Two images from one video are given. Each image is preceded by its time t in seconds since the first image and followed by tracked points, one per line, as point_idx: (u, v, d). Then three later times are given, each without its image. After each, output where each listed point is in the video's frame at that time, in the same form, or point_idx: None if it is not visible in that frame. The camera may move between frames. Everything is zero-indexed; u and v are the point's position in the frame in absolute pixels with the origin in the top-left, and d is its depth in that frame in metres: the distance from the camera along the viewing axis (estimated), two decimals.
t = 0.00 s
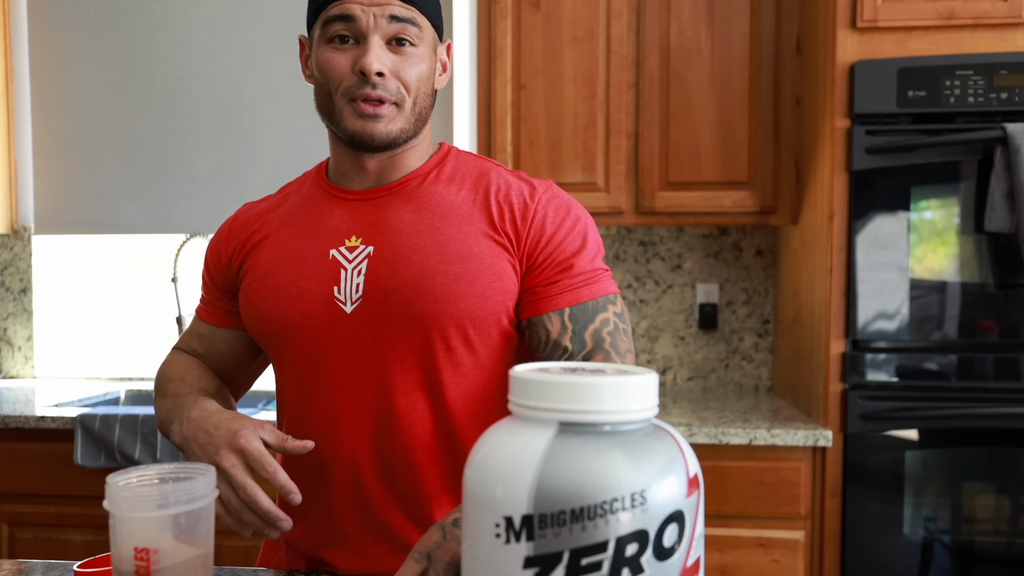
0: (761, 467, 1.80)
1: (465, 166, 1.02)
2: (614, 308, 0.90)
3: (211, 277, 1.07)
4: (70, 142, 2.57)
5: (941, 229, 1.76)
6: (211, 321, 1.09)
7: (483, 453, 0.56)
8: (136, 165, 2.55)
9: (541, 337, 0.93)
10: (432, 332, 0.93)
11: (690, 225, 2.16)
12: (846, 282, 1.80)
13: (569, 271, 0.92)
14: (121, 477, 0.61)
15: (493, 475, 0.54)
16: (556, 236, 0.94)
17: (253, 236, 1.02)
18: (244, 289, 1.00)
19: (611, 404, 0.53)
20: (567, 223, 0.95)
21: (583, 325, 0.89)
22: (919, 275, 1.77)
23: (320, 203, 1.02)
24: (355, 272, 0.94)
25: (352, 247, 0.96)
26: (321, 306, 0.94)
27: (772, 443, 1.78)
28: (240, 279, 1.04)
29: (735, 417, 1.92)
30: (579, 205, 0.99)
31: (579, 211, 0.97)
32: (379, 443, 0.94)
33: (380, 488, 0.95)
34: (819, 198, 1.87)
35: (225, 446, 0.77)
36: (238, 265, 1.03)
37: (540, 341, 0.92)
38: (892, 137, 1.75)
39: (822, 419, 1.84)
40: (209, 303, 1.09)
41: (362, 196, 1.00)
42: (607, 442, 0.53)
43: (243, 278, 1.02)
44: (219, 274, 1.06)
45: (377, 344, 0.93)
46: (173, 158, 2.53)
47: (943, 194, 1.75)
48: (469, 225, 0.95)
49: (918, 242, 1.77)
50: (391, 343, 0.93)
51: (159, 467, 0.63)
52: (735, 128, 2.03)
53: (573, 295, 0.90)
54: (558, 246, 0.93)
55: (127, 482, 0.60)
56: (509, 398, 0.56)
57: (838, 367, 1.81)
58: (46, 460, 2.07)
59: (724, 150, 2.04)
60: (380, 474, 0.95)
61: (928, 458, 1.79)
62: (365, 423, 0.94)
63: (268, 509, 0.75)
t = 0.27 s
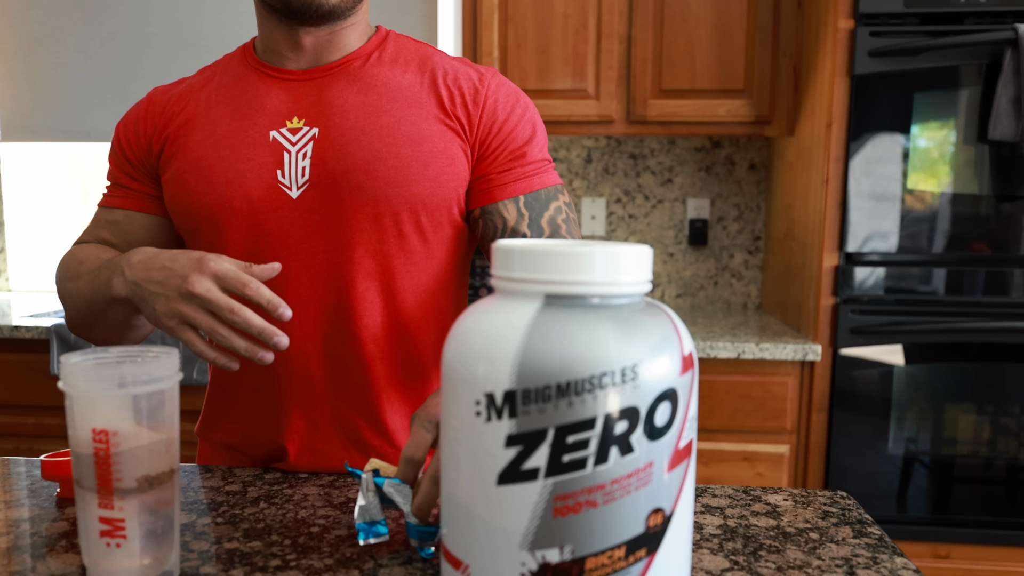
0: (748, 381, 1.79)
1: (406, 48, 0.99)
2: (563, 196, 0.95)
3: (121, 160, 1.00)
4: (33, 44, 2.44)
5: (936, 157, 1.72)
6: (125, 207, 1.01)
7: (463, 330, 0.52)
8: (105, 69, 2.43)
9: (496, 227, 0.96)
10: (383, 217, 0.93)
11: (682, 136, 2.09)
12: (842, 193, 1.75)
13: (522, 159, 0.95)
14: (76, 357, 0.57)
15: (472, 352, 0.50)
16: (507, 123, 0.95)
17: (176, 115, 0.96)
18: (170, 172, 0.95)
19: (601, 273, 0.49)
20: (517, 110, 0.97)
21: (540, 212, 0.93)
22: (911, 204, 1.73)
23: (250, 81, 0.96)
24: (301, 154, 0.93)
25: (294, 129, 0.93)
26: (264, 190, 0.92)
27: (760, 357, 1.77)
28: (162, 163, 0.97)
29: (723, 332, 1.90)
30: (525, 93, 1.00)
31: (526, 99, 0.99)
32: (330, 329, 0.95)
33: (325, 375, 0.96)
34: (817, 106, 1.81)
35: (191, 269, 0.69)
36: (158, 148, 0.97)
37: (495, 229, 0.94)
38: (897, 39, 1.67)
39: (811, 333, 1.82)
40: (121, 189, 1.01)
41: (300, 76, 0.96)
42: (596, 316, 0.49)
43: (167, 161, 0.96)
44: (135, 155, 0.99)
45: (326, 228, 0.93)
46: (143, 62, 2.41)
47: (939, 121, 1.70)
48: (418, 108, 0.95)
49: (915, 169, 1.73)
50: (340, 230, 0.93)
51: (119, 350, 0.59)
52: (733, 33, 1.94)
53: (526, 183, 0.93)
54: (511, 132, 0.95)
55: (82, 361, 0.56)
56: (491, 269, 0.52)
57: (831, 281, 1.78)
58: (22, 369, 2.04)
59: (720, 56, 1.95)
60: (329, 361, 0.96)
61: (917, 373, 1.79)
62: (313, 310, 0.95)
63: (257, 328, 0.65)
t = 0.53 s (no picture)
0: (746, 341, 1.75)
1: None
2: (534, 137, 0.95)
3: (63, 92, 0.92)
4: None
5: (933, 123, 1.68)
6: (76, 144, 0.93)
7: (447, 264, 0.47)
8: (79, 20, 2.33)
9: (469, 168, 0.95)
10: (352, 153, 0.91)
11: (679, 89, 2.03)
12: (845, 147, 1.70)
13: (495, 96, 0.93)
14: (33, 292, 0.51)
15: (461, 286, 0.45)
16: (479, 59, 0.93)
17: (126, 44, 0.90)
18: (122, 105, 0.89)
19: (603, 196, 0.44)
20: (489, 45, 0.94)
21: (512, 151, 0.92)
22: (905, 172, 1.70)
23: (206, 9, 0.91)
24: (263, 87, 0.89)
25: (256, 60, 0.89)
26: (224, 124, 0.88)
27: (758, 315, 1.73)
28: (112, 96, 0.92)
29: (720, 291, 1.86)
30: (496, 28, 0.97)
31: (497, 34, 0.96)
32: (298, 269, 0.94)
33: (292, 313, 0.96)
34: (819, 57, 1.75)
35: (170, 283, 0.64)
36: (108, 80, 0.91)
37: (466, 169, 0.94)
38: None
39: (810, 292, 1.79)
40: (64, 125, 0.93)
41: (261, 5, 0.91)
42: (598, 244, 0.44)
43: (118, 93, 0.90)
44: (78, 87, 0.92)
45: (292, 164, 0.90)
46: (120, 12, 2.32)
47: (936, 81, 1.66)
48: (387, 41, 0.91)
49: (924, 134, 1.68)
50: (307, 166, 0.91)
51: (81, 287, 0.54)
52: None
53: (500, 124, 0.92)
54: (483, 68, 0.93)
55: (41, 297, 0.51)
56: (483, 196, 0.47)
57: (831, 238, 1.74)
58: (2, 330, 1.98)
59: (720, 5, 1.88)
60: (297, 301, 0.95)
61: (918, 331, 1.76)
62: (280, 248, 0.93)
63: (235, 351, 0.60)
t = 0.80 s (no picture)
0: (742, 318, 1.74)
1: None
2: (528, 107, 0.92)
3: (47, 75, 0.88)
4: None
5: (927, 101, 1.66)
6: (68, 134, 0.90)
7: (443, 232, 0.45)
8: None
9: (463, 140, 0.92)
10: (342, 128, 0.87)
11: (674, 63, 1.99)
12: (844, 122, 1.68)
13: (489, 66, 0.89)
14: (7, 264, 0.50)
15: (454, 256, 0.43)
16: (473, 27, 0.88)
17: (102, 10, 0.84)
18: (104, 78, 0.84)
19: (605, 160, 0.41)
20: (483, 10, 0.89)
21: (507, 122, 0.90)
22: (897, 151, 1.68)
23: None
24: (248, 58, 0.83)
25: (240, 29, 0.83)
26: (209, 98, 0.84)
27: (755, 292, 1.72)
28: (93, 67, 0.86)
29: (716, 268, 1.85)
30: None
31: None
32: (286, 243, 0.92)
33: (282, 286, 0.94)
34: (818, 29, 1.72)
35: (149, 287, 0.68)
36: (90, 53, 0.85)
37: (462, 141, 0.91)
38: None
39: (808, 269, 1.77)
40: (52, 106, 0.90)
41: None
42: (600, 211, 0.42)
43: (98, 65, 0.85)
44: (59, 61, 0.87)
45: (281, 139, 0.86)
46: None
47: (935, 56, 1.63)
48: (377, 8, 0.85)
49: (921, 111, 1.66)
50: (295, 139, 0.87)
51: (60, 259, 0.52)
52: None
53: (492, 93, 0.88)
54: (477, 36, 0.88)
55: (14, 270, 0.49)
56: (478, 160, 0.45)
57: (829, 213, 1.72)
58: None
59: None
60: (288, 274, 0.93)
61: (915, 308, 1.76)
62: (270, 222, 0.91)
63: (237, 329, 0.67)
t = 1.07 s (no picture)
0: (745, 314, 1.74)
1: None
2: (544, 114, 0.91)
3: (71, 70, 0.90)
4: None
5: (931, 92, 1.65)
6: (80, 123, 0.91)
7: (453, 231, 0.45)
8: None
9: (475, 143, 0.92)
10: (349, 131, 0.86)
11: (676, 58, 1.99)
12: (846, 116, 1.69)
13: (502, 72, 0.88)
14: (25, 263, 0.51)
15: (462, 256, 0.44)
16: (488, 32, 0.87)
17: (124, 7, 0.85)
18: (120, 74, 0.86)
19: (612, 160, 0.42)
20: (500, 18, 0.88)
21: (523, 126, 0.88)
22: (904, 141, 1.69)
23: None
24: (259, 57, 0.84)
25: (254, 30, 0.84)
26: (219, 96, 0.84)
27: (757, 287, 1.72)
28: (112, 62, 0.88)
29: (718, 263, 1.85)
30: None
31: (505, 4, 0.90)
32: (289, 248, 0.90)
33: (284, 292, 0.92)
34: (820, 24, 1.71)
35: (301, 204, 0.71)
36: (110, 49, 0.87)
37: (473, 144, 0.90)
38: None
39: (810, 264, 1.78)
40: (74, 97, 0.91)
41: None
42: (607, 211, 0.43)
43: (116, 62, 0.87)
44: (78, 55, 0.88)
45: (287, 140, 0.86)
46: None
47: (937, 48, 1.63)
48: (390, 10, 0.85)
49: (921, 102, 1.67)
50: (302, 141, 0.87)
51: (76, 257, 0.53)
52: None
53: (507, 97, 0.88)
54: (491, 42, 0.88)
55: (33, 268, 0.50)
56: (486, 161, 0.45)
57: (832, 207, 1.73)
58: None
59: None
60: (288, 277, 0.91)
61: (916, 304, 1.76)
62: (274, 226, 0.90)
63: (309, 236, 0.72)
